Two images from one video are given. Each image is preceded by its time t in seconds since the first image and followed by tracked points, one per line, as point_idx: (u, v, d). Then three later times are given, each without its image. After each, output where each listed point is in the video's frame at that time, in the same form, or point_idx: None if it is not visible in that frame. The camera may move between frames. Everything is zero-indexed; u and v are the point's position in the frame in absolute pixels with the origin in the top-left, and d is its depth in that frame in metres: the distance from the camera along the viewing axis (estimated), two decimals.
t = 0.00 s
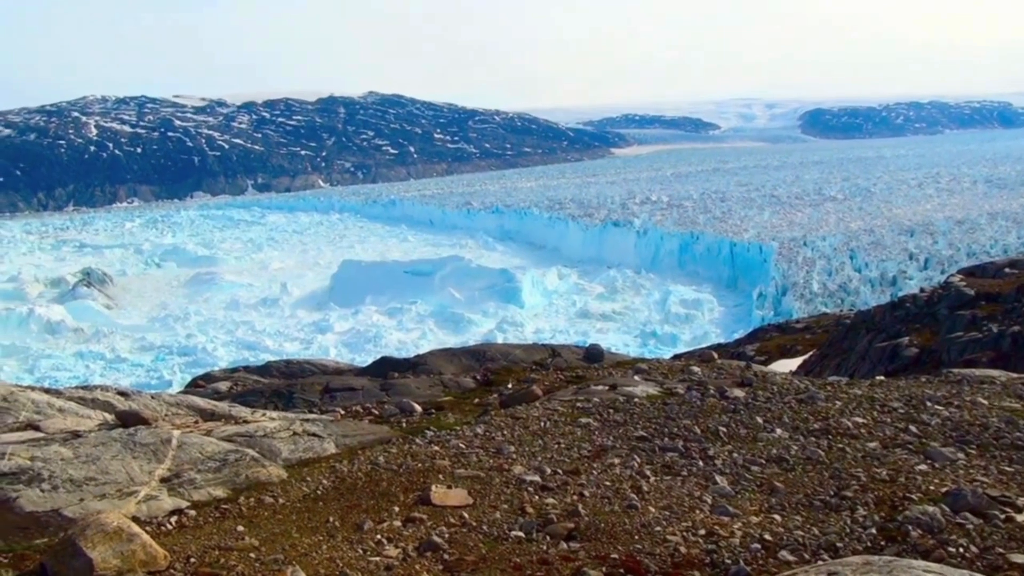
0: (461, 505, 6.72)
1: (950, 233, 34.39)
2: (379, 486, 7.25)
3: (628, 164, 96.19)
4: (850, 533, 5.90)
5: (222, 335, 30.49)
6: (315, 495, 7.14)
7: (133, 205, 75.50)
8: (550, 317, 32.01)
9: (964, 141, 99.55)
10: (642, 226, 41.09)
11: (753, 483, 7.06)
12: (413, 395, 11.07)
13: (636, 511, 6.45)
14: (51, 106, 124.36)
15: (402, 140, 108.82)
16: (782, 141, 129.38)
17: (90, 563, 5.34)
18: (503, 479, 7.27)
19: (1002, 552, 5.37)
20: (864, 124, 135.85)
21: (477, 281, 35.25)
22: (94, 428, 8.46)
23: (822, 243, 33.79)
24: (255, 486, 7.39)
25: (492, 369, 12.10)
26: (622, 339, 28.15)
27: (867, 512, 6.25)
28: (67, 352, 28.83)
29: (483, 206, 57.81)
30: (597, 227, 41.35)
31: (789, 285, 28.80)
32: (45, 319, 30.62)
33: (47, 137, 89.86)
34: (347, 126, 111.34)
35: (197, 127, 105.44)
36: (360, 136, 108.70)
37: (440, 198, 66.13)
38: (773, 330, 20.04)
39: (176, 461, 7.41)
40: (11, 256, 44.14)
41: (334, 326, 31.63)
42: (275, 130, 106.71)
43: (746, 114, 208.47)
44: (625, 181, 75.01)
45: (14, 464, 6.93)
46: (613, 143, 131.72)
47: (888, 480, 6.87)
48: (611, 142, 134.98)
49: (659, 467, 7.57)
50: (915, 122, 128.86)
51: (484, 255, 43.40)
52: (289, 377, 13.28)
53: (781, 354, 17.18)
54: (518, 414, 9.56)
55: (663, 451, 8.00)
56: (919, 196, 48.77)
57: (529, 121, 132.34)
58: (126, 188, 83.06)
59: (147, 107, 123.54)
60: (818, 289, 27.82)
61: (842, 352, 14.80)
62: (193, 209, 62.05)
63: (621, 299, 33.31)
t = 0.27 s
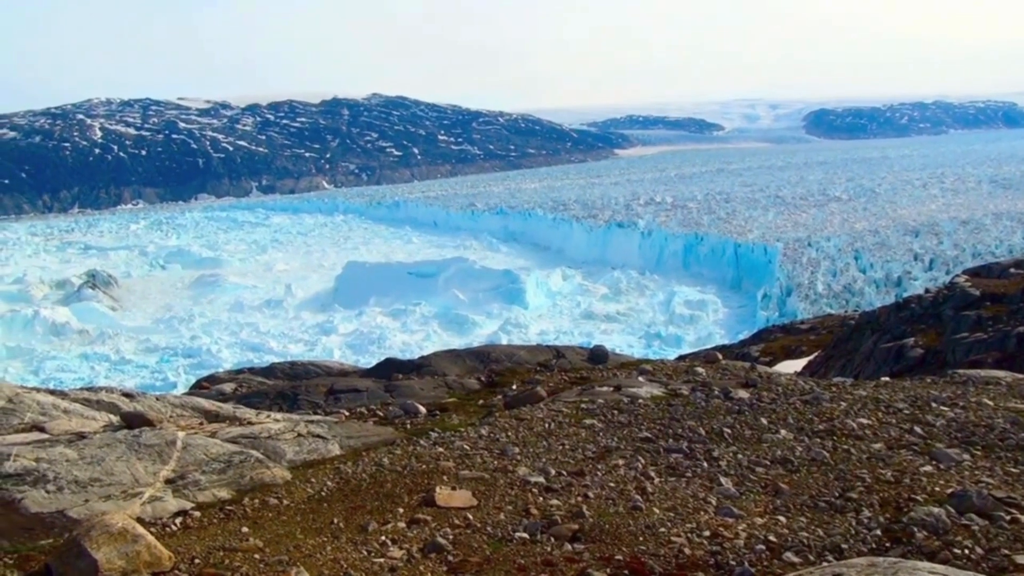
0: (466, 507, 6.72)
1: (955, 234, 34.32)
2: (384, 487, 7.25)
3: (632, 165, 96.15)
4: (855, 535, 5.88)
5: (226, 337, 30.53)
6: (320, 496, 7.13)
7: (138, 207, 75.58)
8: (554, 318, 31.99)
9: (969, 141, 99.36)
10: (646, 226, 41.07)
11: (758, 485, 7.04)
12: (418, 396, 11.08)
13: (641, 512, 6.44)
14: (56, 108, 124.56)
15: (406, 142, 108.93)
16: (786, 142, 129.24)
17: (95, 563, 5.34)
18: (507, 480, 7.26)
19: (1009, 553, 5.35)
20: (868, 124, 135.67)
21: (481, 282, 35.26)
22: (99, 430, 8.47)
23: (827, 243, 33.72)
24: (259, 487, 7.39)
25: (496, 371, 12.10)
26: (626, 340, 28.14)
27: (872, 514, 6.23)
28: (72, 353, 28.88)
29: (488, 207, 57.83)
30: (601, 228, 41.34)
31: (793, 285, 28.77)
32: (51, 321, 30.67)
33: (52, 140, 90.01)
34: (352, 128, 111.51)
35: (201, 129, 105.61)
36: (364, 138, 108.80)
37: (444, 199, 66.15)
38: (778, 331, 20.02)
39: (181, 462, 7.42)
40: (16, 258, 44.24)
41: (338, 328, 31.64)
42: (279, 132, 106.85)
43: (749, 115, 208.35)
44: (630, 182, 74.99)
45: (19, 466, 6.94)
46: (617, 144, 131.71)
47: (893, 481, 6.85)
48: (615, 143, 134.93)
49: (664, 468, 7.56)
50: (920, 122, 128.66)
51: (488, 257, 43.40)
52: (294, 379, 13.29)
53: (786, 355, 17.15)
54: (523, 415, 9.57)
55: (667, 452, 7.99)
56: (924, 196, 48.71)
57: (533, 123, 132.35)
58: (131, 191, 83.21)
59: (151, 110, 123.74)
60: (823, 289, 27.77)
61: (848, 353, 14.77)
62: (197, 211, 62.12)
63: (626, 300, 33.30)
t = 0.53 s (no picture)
0: (467, 507, 6.71)
1: (956, 235, 34.31)
2: (385, 488, 7.25)
3: (634, 166, 96.17)
4: (856, 535, 5.88)
5: (227, 338, 30.55)
6: (321, 497, 7.13)
7: (140, 207, 75.67)
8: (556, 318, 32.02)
9: (971, 141, 99.36)
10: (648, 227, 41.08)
11: (758, 485, 7.04)
12: (420, 396, 11.09)
13: (642, 512, 6.44)
14: (58, 109, 124.67)
15: (408, 142, 108.98)
16: (788, 142, 129.21)
17: (96, 564, 5.35)
18: (509, 481, 7.26)
19: (1009, 554, 5.35)
20: (870, 125, 135.70)
21: (482, 282, 35.28)
22: (100, 430, 8.48)
23: (828, 244, 33.71)
24: (261, 488, 7.38)
25: (498, 371, 12.10)
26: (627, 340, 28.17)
27: (874, 514, 6.22)
28: (73, 354, 28.90)
29: (489, 207, 57.86)
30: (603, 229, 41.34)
31: (795, 286, 28.76)
32: (52, 322, 30.70)
33: (54, 140, 90.09)
34: (353, 128, 111.64)
35: (203, 130, 105.67)
36: (365, 139, 108.85)
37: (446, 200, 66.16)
38: (780, 332, 20.02)
39: (182, 463, 7.43)
40: (17, 259, 44.25)
41: (339, 329, 31.65)
42: (281, 133, 106.94)
43: (751, 116, 208.33)
44: (631, 183, 74.99)
45: (21, 467, 6.95)
46: (618, 145, 131.76)
47: (894, 482, 6.85)
48: (617, 144, 134.96)
49: (665, 468, 7.56)
50: (921, 122, 128.65)
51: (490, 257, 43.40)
52: (295, 379, 13.30)
53: (787, 356, 17.15)
54: (524, 415, 9.57)
55: (668, 453, 7.99)
56: (925, 197, 48.73)
57: (534, 124, 132.39)
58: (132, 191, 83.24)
59: (152, 110, 123.82)
60: (824, 290, 27.76)
61: (849, 353, 14.77)
62: (199, 212, 62.16)
63: (627, 301, 33.30)
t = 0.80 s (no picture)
0: (467, 508, 6.72)
1: (957, 237, 34.29)
2: (386, 488, 7.25)
3: (635, 167, 96.24)
4: (857, 537, 5.88)
5: (228, 339, 30.59)
6: (322, 498, 7.12)
7: (141, 208, 75.68)
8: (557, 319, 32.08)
9: (973, 143, 99.39)
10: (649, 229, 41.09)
11: (759, 487, 7.04)
12: (420, 397, 11.09)
13: (642, 514, 6.44)
14: (60, 110, 124.75)
15: (409, 143, 109.07)
16: (789, 144, 129.22)
17: (96, 564, 5.35)
18: (509, 482, 7.26)
19: (1010, 556, 5.35)
20: (871, 127, 135.73)
21: (482, 283, 35.28)
22: (100, 431, 8.47)
23: (829, 246, 33.69)
24: (261, 489, 7.37)
25: (497, 373, 12.08)
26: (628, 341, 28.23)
27: (874, 516, 6.22)
28: (74, 355, 28.91)
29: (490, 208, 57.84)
30: (603, 231, 41.38)
31: (795, 288, 28.77)
32: (52, 322, 30.72)
33: (55, 141, 90.15)
34: (355, 129, 111.84)
35: (204, 130, 105.70)
36: (366, 140, 108.96)
37: (446, 201, 66.19)
38: (780, 333, 20.03)
39: (183, 464, 7.43)
40: (18, 259, 44.26)
41: (340, 330, 31.66)
42: (282, 133, 107.06)
43: (752, 118, 208.14)
44: (632, 184, 75.01)
45: (22, 467, 6.96)
46: (619, 146, 131.85)
47: (895, 484, 6.84)
48: (618, 145, 135.05)
49: (665, 470, 7.56)
50: (922, 124, 128.70)
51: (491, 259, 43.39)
52: (295, 380, 13.30)
53: (788, 358, 17.14)
54: (524, 417, 9.56)
55: (669, 454, 7.98)
56: (926, 199, 48.73)
57: (535, 125, 132.43)
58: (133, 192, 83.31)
59: (154, 111, 123.89)
60: (824, 291, 27.80)
61: (850, 355, 14.77)
62: (201, 213, 62.24)
63: (627, 302, 33.35)
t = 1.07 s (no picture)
0: (468, 512, 6.71)
1: (959, 240, 34.28)
2: (387, 492, 7.25)
3: (637, 171, 96.24)
4: (858, 542, 5.87)
5: (229, 341, 30.59)
6: (322, 501, 7.12)
7: (142, 211, 75.71)
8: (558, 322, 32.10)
9: (974, 147, 99.34)
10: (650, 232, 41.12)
11: (760, 491, 7.03)
12: (422, 400, 11.10)
13: (643, 518, 6.44)
14: (62, 112, 124.91)
15: (411, 146, 109.14)
16: (790, 147, 129.14)
17: (96, 566, 5.34)
18: (510, 486, 7.25)
19: (1012, 561, 5.33)
20: (873, 130, 135.58)
21: (483, 286, 35.32)
22: (101, 434, 8.47)
23: (830, 250, 33.69)
24: (262, 492, 7.37)
25: (499, 376, 12.09)
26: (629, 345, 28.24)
27: (875, 521, 6.21)
28: (75, 357, 28.92)
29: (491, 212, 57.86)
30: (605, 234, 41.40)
31: (796, 292, 28.76)
32: (53, 324, 30.74)
33: (57, 143, 90.25)
34: (357, 132, 111.98)
35: (206, 133, 105.79)
36: (369, 143, 109.06)
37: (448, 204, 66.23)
38: (782, 337, 20.02)
39: (184, 466, 7.42)
40: (20, 262, 44.30)
41: (341, 332, 31.67)
42: (284, 136, 107.13)
43: (754, 121, 208.14)
44: (634, 188, 74.99)
45: (23, 469, 6.97)
46: (621, 149, 131.87)
47: (896, 489, 6.83)
48: (620, 148, 135.08)
49: (666, 474, 7.56)
50: (924, 128, 128.59)
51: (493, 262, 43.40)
52: (296, 383, 13.30)
53: (789, 362, 17.13)
54: (525, 420, 9.56)
55: (670, 458, 7.98)
56: (928, 203, 48.68)
57: (537, 128, 132.47)
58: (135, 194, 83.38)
59: (156, 113, 123.99)
60: (825, 295, 27.81)
61: (851, 359, 14.76)
62: (202, 215, 62.25)
63: (628, 305, 33.35)
